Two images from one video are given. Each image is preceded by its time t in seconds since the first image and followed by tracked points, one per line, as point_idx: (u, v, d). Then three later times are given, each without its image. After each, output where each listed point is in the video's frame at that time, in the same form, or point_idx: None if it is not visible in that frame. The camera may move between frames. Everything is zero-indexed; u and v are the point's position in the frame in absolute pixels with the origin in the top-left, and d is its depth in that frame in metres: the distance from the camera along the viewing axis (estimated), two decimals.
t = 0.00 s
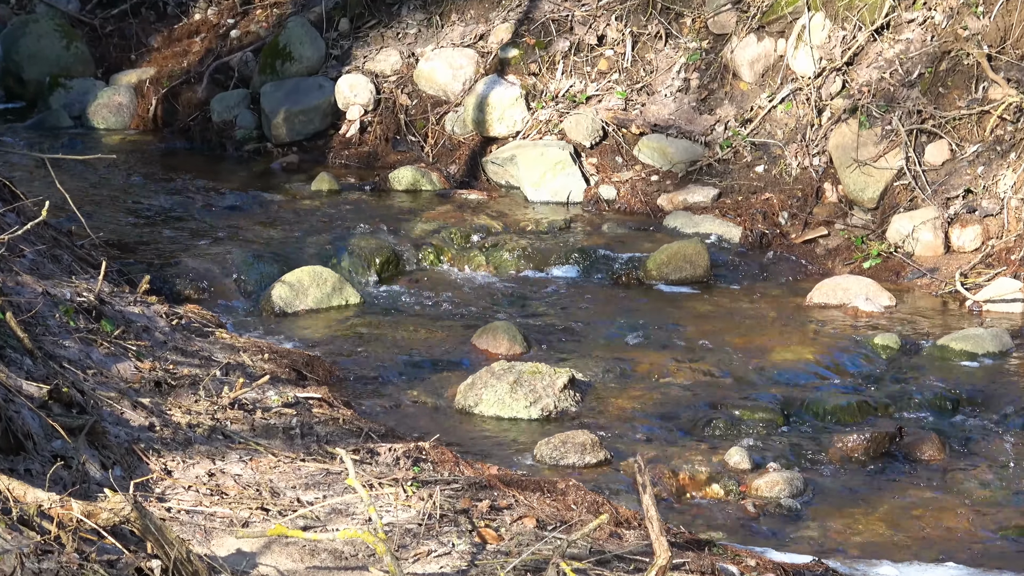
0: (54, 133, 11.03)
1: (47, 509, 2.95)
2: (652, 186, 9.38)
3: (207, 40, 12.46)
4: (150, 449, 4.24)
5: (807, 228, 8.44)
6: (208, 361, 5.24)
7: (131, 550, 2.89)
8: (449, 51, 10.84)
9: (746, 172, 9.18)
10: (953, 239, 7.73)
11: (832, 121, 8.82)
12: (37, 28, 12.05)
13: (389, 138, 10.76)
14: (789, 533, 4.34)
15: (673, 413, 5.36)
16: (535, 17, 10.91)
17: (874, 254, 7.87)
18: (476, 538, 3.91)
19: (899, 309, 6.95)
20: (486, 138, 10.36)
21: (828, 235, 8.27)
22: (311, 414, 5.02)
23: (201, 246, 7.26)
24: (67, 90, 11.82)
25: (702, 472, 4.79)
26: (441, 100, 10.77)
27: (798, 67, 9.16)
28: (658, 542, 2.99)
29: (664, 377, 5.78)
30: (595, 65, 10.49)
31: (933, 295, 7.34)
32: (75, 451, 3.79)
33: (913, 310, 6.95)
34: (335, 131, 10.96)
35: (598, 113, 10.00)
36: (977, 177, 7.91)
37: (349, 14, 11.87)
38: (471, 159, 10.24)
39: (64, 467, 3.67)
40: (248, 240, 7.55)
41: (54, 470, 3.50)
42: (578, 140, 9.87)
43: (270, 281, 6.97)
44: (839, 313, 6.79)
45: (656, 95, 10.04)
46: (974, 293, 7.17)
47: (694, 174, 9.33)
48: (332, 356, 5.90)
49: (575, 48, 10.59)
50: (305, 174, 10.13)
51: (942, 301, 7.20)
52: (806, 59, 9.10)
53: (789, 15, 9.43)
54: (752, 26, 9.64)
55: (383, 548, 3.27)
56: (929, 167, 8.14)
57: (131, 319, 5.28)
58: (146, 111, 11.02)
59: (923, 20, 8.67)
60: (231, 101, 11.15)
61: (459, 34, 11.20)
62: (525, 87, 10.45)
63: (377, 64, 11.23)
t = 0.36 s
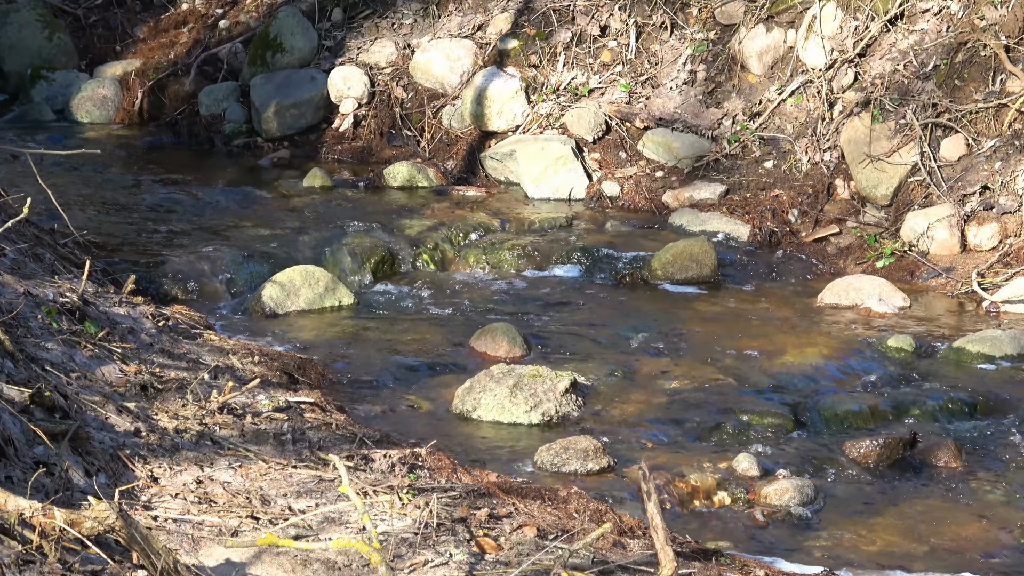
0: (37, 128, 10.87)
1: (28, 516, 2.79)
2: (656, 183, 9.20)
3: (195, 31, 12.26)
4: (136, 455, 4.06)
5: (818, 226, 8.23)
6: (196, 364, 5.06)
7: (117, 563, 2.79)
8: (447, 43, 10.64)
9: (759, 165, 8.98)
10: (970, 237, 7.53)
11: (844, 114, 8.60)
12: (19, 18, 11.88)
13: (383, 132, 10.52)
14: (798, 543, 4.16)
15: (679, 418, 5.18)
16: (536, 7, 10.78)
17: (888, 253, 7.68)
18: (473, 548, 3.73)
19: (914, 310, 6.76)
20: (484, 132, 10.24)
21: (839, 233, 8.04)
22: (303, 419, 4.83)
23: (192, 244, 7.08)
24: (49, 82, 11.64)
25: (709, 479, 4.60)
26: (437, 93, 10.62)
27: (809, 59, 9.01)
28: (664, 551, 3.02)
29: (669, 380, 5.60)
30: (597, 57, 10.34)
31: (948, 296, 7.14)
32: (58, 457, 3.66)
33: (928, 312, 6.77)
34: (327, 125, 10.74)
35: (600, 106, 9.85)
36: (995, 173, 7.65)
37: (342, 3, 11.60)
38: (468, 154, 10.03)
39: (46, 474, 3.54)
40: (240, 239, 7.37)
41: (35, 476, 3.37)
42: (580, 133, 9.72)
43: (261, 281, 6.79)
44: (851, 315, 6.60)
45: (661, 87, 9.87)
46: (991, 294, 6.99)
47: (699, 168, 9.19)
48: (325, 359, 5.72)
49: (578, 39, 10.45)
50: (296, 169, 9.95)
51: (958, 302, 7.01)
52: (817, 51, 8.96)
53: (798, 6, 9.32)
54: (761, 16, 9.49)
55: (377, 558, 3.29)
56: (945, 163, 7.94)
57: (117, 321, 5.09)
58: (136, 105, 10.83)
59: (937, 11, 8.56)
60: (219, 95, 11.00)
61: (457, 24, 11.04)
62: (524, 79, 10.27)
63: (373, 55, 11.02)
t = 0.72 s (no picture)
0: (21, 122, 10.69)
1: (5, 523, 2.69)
2: (661, 181, 9.01)
3: (181, 21, 12.14)
4: (121, 462, 3.89)
5: (829, 223, 8.08)
6: (184, 367, 4.88)
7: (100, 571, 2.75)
8: (444, 33, 10.48)
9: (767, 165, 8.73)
10: (987, 235, 7.37)
11: (856, 108, 8.45)
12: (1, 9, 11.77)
13: (378, 127, 10.41)
14: (809, 553, 3.98)
15: (685, 423, 5.00)
16: None
17: (901, 253, 7.49)
18: (472, 559, 3.56)
19: (929, 312, 6.57)
20: (483, 126, 10.04)
21: (851, 231, 7.87)
22: (295, 424, 4.66)
23: (184, 244, 6.91)
24: (30, 75, 11.45)
25: (716, 487, 4.41)
26: (433, 86, 10.45)
27: (820, 50, 8.83)
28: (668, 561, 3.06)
29: (675, 383, 5.42)
30: (600, 48, 10.14)
31: (964, 296, 6.95)
32: (40, 464, 3.48)
33: (944, 314, 6.57)
34: (320, 119, 10.57)
35: (603, 99, 9.69)
36: (1013, 169, 7.55)
37: None
38: (466, 149, 9.87)
39: (27, 482, 3.37)
40: (233, 237, 7.19)
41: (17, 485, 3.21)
42: (580, 126, 9.56)
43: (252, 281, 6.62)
44: (865, 317, 6.41)
45: (666, 80, 9.70)
46: (1008, 294, 6.81)
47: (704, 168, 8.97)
48: (317, 362, 5.54)
49: (579, 29, 10.24)
50: (287, 165, 9.78)
51: (974, 303, 6.84)
52: (828, 42, 8.78)
53: None
54: (769, 6, 9.29)
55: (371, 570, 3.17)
56: (962, 157, 7.80)
57: (102, 323, 4.91)
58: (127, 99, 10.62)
59: None
60: (207, 88, 10.84)
61: (455, 14, 10.85)
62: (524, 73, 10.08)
63: (366, 46, 10.85)
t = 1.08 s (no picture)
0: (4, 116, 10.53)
1: None
2: (667, 180, 8.85)
3: (167, 11, 12.01)
4: (105, 468, 3.73)
5: (841, 221, 7.90)
6: (170, 370, 4.71)
7: None
8: (440, 24, 10.32)
9: (777, 156, 8.68)
10: (1004, 233, 7.19)
11: (869, 101, 8.29)
12: None
13: (372, 120, 10.24)
14: (822, 564, 3.80)
15: (691, 429, 4.82)
16: None
17: (915, 251, 7.32)
18: (469, 570, 3.39)
19: (946, 313, 6.41)
20: (481, 120, 9.90)
21: (864, 229, 7.72)
22: (286, 430, 4.48)
23: (175, 242, 6.74)
24: (13, 67, 11.33)
25: (724, 495, 4.23)
26: (430, 78, 10.29)
27: (831, 41, 8.70)
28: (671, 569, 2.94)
29: (681, 388, 5.25)
30: (603, 39, 9.98)
31: (982, 297, 6.78)
32: (21, 471, 3.33)
33: (960, 315, 6.39)
34: (311, 112, 10.44)
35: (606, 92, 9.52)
36: None
37: None
38: (463, 143, 9.65)
39: (7, 489, 3.21)
40: (225, 236, 7.03)
41: None
42: (580, 119, 9.43)
43: (240, 281, 6.45)
44: (880, 317, 6.24)
45: (671, 72, 9.49)
46: None
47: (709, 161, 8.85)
48: (309, 365, 5.37)
49: (581, 19, 10.06)
50: (278, 160, 9.61)
51: (992, 303, 6.67)
52: (840, 33, 8.63)
53: None
54: None
55: None
56: (979, 152, 7.63)
57: (87, 326, 4.74)
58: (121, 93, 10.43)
59: None
60: (194, 80, 10.65)
61: (452, 2, 10.58)
62: (524, 64, 9.90)
63: (360, 37, 10.73)
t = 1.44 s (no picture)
0: None
1: None
2: (673, 178, 8.67)
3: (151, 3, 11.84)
4: (88, 476, 3.56)
5: (854, 219, 7.72)
6: (156, 374, 4.54)
7: None
8: (438, 14, 10.20)
9: (787, 153, 8.48)
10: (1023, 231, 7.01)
11: (883, 94, 8.13)
12: None
13: (367, 114, 10.10)
14: None
15: (697, 435, 4.65)
16: None
17: (931, 250, 7.15)
18: None
19: (962, 313, 6.26)
20: (480, 113, 9.72)
21: (878, 227, 7.54)
22: (276, 436, 4.31)
23: (166, 242, 6.57)
24: None
25: (731, 502, 4.06)
26: (426, 70, 10.18)
27: (843, 32, 8.50)
28: None
29: (687, 392, 5.08)
30: (607, 29, 9.79)
31: (999, 297, 6.62)
32: None
33: (975, 317, 6.23)
34: (303, 105, 10.30)
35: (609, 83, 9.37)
36: None
37: None
38: (462, 139, 9.56)
39: None
40: (218, 235, 6.86)
41: None
42: (580, 111, 9.27)
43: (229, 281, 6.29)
44: (894, 318, 6.08)
45: (678, 63, 9.31)
46: None
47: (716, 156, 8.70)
48: (301, 369, 5.21)
49: (584, 9, 9.89)
50: (267, 155, 9.45)
51: (1010, 304, 6.51)
52: (852, 23, 8.44)
53: None
54: None
55: None
56: (997, 148, 7.47)
57: (71, 329, 4.57)
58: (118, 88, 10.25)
59: None
60: (182, 72, 10.53)
61: None
62: (525, 57, 9.74)
63: (353, 27, 10.53)
